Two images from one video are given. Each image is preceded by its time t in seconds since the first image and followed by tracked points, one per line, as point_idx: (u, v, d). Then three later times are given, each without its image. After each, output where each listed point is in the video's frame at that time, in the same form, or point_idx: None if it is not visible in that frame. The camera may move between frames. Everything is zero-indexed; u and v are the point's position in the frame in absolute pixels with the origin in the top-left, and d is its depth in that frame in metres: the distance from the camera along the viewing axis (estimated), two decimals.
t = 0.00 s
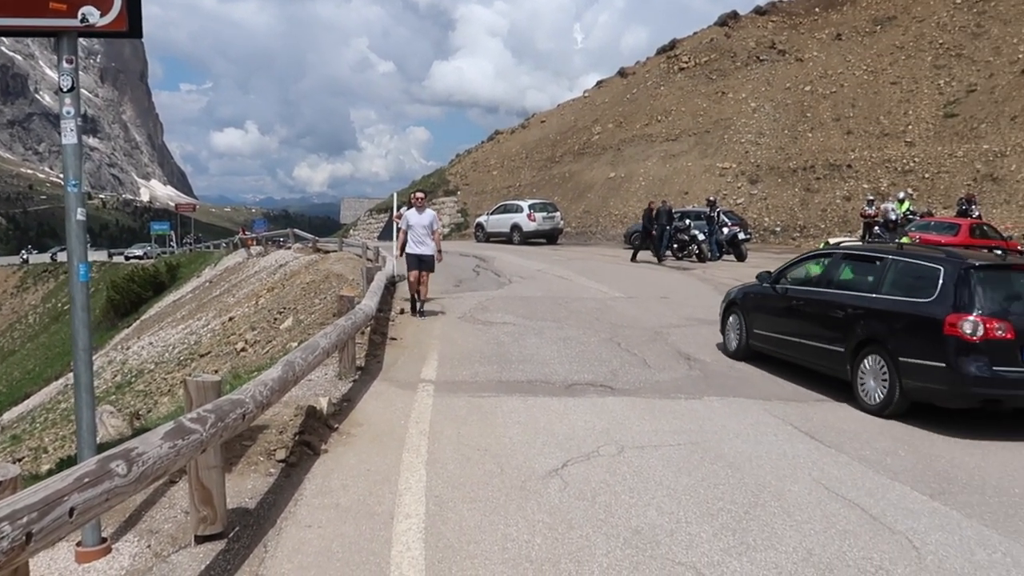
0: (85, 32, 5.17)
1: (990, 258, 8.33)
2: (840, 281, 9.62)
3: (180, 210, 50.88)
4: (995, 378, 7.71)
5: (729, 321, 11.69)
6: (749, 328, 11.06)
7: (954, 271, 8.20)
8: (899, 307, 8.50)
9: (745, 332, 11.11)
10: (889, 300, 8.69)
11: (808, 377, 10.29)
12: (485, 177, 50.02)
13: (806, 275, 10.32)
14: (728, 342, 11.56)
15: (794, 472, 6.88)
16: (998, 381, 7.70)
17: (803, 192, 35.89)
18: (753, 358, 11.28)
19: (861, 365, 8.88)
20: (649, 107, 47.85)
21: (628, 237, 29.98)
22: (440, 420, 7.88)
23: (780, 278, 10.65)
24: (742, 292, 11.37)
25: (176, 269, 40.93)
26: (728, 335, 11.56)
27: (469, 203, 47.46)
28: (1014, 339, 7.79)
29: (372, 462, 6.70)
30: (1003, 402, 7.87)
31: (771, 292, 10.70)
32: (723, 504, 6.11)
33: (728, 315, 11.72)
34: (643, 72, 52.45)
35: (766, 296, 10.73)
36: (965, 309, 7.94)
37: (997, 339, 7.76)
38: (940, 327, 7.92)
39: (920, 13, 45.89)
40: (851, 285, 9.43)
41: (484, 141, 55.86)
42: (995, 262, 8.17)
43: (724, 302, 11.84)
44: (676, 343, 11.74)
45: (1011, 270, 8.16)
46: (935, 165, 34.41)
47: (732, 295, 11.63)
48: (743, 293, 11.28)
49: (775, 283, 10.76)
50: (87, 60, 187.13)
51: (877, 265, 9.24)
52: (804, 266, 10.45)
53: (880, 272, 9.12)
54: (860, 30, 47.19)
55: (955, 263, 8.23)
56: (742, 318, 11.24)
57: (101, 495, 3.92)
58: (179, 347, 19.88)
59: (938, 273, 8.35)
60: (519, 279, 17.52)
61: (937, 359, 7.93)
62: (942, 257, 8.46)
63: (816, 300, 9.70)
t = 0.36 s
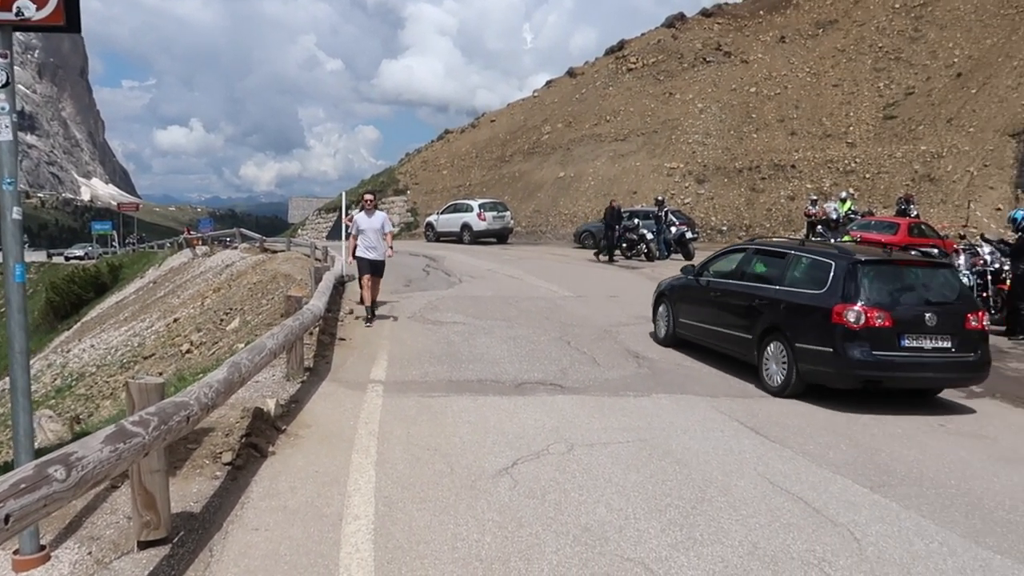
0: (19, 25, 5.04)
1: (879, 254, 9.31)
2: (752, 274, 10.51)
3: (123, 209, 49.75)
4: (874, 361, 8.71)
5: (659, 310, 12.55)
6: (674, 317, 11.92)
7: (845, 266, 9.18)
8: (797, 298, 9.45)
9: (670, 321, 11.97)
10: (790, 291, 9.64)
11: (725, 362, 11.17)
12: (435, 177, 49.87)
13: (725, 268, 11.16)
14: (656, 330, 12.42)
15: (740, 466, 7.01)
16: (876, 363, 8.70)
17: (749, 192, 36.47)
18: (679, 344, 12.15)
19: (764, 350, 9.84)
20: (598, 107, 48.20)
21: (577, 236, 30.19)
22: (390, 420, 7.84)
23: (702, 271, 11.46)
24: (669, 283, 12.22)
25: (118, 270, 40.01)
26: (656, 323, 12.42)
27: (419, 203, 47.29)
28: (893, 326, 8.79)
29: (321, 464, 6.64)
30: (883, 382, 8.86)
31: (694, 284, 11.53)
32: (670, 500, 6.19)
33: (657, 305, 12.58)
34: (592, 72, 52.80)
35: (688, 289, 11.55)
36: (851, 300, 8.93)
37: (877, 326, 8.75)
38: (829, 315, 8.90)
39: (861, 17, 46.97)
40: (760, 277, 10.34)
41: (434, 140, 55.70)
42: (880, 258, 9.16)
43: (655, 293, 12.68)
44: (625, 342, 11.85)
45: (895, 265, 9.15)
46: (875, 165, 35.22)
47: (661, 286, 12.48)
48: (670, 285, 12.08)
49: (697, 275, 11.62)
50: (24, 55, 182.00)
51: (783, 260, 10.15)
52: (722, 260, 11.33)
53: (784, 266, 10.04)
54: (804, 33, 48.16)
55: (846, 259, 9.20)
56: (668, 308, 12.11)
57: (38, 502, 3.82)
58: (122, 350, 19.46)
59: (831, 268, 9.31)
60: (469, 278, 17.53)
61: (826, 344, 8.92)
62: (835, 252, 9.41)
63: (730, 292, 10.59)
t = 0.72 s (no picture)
0: None
1: (784, 247, 10.06)
2: (673, 267, 11.18)
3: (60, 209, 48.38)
4: (776, 346, 9.46)
5: (594, 302, 13.19)
6: (606, 308, 12.54)
7: (752, 259, 9.91)
8: (710, 289, 10.15)
9: (603, 311, 12.62)
10: (704, 282, 10.35)
11: (653, 351, 11.78)
12: (382, 176, 49.55)
13: (652, 262, 11.81)
14: (591, 321, 13.05)
15: (685, 462, 7.11)
16: (779, 348, 9.45)
17: (694, 191, 36.93)
18: (612, 333, 12.79)
19: (682, 338, 10.53)
20: (545, 107, 48.40)
21: (525, 235, 30.27)
22: (336, 421, 7.78)
23: (630, 265, 12.10)
24: (603, 276, 12.85)
25: (55, 271, 38.88)
26: (591, 315, 13.06)
27: (366, 202, 46.94)
28: (793, 314, 9.55)
29: (266, 466, 6.57)
30: (785, 366, 9.63)
31: (623, 276, 12.15)
32: (617, 496, 6.26)
33: (592, 297, 13.23)
34: (539, 71, 52.99)
35: (618, 281, 12.16)
36: (757, 290, 9.66)
37: (779, 315, 9.50)
38: (736, 305, 9.61)
39: (801, 20, 47.96)
40: (680, 270, 11.02)
41: (380, 139, 55.33)
42: (784, 251, 9.91)
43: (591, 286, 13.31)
44: (572, 340, 11.93)
45: (798, 258, 9.93)
46: (815, 165, 35.96)
47: (596, 279, 13.11)
48: (602, 278, 12.70)
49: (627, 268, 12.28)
50: None
51: (700, 254, 10.84)
52: (649, 253, 12.00)
53: (701, 259, 10.73)
54: (746, 36, 49.02)
55: (753, 252, 9.93)
56: (601, 299, 12.75)
57: None
58: (58, 353, 18.93)
59: (740, 261, 10.03)
60: (416, 278, 17.47)
61: (734, 332, 9.65)
62: (744, 246, 10.14)
63: (654, 283, 11.26)
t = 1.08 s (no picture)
0: None
1: (694, 242, 10.60)
2: (595, 261, 11.65)
3: None
4: (684, 334, 9.95)
5: (525, 295, 13.62)
6: (535, 300, 12.99)
7: (664, 253, 10.41)
8: (626, 281, 10.63)
9: (532, 303, 13.06)
10: (620, 275, 10.82)
11: (581, 342, 12.15)
12: (319, 173, 48.95)
13: (575, 256, 12.28)
14: (521, 313, 13.46)
15: (622, 457, 7.20)
16: (686, 336, 9.95)
17: (631, 189, 37.34)
18: (541, 325, 13.22)
19: (600, 328, 10.99)
20: (483, 105, 48.42)
21: (464, 233, 30.23)
22: (272, 421, 7.67)
23: (557, 259, 12.56)
24: (532, 270, 13.29)
25: None
26: (522, 307, 13.49)
27: (303, 200, 46.31)
28: (700, 304, 10.06)
29: (199, 469, 6.44)
30: (693, 353, 10.13)
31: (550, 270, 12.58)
32: (555, 492, 6.30)
33: (524, 290, 13.66)
34: (477, 69, 52.96)
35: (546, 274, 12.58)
36: (667, 282, 10.15)
37: (687, 304, 10.00)
38: (647, 295, 10.09)
39: (734, 21, 48.86)
40: (601, 263, 11.50)
41: (317, 136, 54.64)
42: (694, 245, 10.43)
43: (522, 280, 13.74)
44: (511, 337, 11.97)
45: (706, 251, 10.45)
46: (748, 164, 36.70)
47: (527, 273, 13.56)
48: (532, 272, 13.15)
49: (554, 262, 12.74)
50: None
51: (619, 248, 11.33)
52: (574, 248, 12.49)
53: (619, 253, 11.22)
54: (681, 36, 49.77)
55: (665, 246, 10.43)
56: (530, 292, 13.19)
57: None
58: None
59: (653, 254, 10.52)
60: (354, 276, 17.31)
61: (646, 320, 10.13)
62: (656, 241, 10.63)
63: (577, 276, 11.72)
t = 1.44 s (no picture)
0: None
1: (599, 235, 11.09)
2: (507, 254, 12.07)
3: None
4: (588, 322, 10.44)
5: (444, 287, 13.96)
6: (453, 293, 13.36)
7: (570, 245, 10.88)
8: (535, 273, 11.07)
9: (450, 295, 13.43)
10: (530, 267, 11.27)
11: (498, 332, 12.49)
12: (242, 169, 47.95)
13: (490, 249, 12.68)
14: (441, 304, 13.81)
15: (549, 451, 7.28)
16: (590, 324, 10.44)
17: (558, 185, 37.61)
18: (460, 316, 13.59)
19: (512, 318, 11.43)
20: (410, 100, 48.13)
21: (391, 229, 30.01)
22: (193, 422, 7.50)
23: (473, 252, 12.95)
24: (451, 263, 13.64)
25: None
26: (441, 299, 13.84)
27: (225, 196, 45.27)
28: (603, 293, 10.56)
29: (116, 472, 6.27)
30: (598, 339, 10.63)
31: (467, 262, 12.95)
32: (483, 487, 6.33)
33: (443, 283, 14.01)
34: (403, 64, 52.59)
35: (463, 267, 12.93)
36: (573, 273, 10.63)
37: (591, 294, 10.48)
38: (554, 286, 10.55)
39: (658, 20, 49.64)
40: (513, 256, 11.92)
41: (240, 131, 53.47)
42: (599, 238, 10.92)
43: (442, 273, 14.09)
44: (438, 334, 11.96)
45: (610, 244, 10.96)
46: (672, 161, 37.37)
47: (446, 266, 13.92)
48: (451, 264, 13.51)
49: (471, 254, 13.12)
50: None
51: (530, 241, 11.77)
52: (489, 241, 12.90)
53: (530, 246, 11.66)
54: (606, 34, 50.34)
55: (571, 239, 10.90)
56: (449, 284, 13.55)
57: None
58: None
59: (561, 247, 10.99)
60: (278, 273, 17.01)
61: (553, 310, 10.59)
62: (564, 234, 11.10)
63: (490, 268, 12.13)
